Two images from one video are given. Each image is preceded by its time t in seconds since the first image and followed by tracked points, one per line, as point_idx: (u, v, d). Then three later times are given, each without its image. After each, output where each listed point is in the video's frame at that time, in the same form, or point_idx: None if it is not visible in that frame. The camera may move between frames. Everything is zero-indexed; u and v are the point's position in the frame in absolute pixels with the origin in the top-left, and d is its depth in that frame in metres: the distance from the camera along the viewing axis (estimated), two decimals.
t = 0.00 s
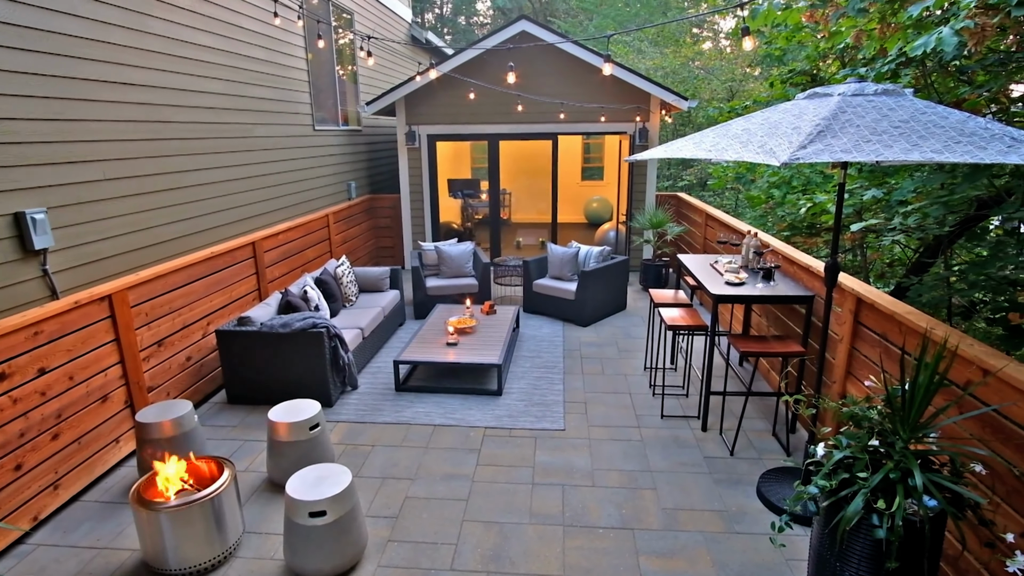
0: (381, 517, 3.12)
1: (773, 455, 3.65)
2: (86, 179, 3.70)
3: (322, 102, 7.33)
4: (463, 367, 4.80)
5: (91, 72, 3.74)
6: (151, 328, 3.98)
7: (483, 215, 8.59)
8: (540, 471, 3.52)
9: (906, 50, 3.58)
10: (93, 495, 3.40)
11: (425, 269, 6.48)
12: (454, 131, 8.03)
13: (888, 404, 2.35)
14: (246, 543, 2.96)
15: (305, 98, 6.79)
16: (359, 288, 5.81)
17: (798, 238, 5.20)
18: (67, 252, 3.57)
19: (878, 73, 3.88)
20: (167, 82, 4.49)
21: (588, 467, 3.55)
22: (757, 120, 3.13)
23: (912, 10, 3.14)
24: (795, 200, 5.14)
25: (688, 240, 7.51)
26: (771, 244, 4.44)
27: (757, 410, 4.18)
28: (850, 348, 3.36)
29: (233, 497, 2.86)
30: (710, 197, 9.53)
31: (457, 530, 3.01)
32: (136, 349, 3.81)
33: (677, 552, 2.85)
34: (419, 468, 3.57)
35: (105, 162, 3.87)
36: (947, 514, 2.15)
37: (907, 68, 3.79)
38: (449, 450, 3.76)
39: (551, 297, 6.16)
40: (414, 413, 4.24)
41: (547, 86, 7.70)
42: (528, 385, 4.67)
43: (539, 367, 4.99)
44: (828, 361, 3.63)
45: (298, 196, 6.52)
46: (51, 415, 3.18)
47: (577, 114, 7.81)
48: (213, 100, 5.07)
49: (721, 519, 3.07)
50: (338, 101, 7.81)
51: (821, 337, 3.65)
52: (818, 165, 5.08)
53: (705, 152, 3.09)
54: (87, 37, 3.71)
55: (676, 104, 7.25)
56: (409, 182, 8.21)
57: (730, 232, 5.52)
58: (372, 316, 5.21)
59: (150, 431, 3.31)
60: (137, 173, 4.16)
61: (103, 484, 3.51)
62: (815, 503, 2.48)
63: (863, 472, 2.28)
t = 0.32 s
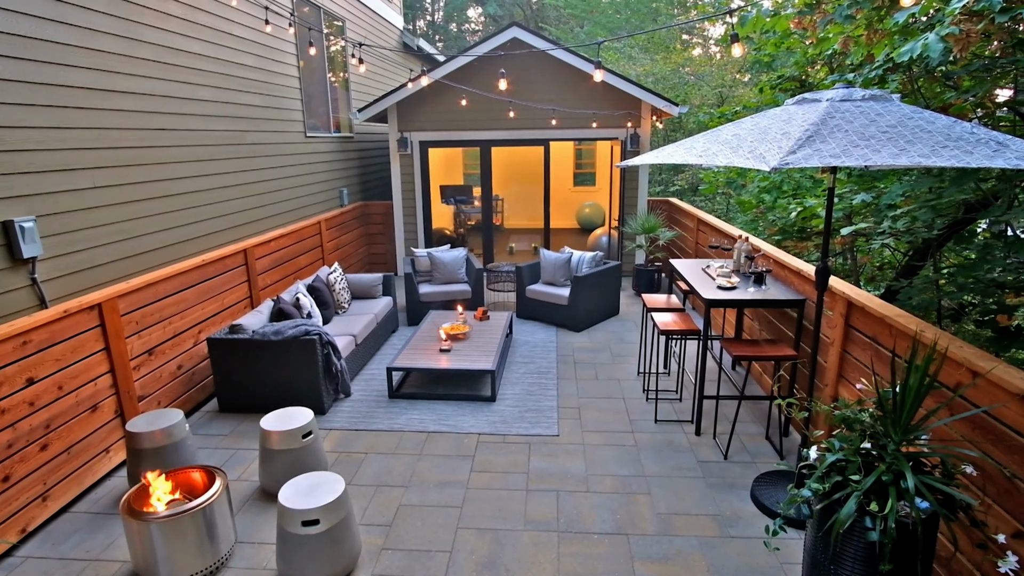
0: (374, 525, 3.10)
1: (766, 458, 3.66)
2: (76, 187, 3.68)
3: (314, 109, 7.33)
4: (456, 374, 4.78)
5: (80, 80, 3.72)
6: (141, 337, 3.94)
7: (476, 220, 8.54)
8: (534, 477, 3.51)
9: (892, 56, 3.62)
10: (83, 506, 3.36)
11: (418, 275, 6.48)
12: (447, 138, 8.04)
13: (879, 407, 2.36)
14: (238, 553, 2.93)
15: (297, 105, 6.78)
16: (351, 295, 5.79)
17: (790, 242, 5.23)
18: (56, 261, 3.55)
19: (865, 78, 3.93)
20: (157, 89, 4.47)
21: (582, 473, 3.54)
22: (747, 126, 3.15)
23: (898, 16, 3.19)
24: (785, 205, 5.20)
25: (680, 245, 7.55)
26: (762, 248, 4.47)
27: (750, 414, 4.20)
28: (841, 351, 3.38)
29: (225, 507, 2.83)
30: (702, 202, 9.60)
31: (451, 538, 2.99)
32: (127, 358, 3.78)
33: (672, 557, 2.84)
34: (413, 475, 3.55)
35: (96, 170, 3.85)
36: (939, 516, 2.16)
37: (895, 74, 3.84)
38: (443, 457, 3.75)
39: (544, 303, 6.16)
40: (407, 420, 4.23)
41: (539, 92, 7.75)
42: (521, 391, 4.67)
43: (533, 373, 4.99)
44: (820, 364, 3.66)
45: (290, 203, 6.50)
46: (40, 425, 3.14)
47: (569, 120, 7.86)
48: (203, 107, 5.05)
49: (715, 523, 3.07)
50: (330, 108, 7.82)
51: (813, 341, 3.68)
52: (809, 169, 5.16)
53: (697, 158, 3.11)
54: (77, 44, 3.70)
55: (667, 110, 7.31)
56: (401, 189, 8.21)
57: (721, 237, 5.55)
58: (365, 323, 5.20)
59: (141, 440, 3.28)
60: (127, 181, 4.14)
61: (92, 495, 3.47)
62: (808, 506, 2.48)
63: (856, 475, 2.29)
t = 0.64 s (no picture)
0: (368, 530, 3.08)
1: (760, 462, 3.67)
2: (67, 190, 3.66)
3: (308, 113, 7.32)
4: (450, 378, 4.77)
5: (71, 83, 3.70)
6: (133, 341, 3.92)
7: (470, 224, 8.54)
8: (528, 482, 3.51)
9: (882, 62, 3.66)
10: (73, 512, 3.33)
11: (412, 279, 6.48)
12: (441, 142, 8.05)
13: (871, 410, 2.37)
14: (230, 559, 2.91)
15: (290, 108, 6.77)
16: (345, 299, 5.78)
17: (782, 246, 5.26)
18: (47, 265, 3.52)
19: (857, 84, 3.96)
20: (149, 92, 4.45)
21: (577, 477, 3.54)
22: (740, 130, 3.17)
23: (888, 22, 3.22)
24: (778, 209, 5.25)
25: (673, 249, 7.57)
26: (755, 252, 4.50)
27: (744, 418, 4.21)
28: (834, 355, 3.40)
29: (217, 513, 2.81)
30: (695, 206, 9.66)
31: (445, 543, 2.98)
32: (118, 363, 3.75)
33: (666, 560, 2.84)
34: (407, 480, 3.54)
35: (87, 174, 3.83)
36: (930, 518, 2.17)
37: (884, 79, 3.86)
38: (438, 461, 3.74)
39: (538, 306, 6.17)
40: (401, 425, 4.22)
41: (532, 97, 7.77)
42: (516, 395, 4.66)
43: (527, 377, 5.00)
44: (813, 368, 3.68)
45: (283, 207, 6.48)
46: (29, 431, 3.11)
47: (563, 125, 7.89)
48: (196, 111, 5.03)
49: (710, 527, 3.07)
50: (324, 113, 7.81)
51: (806, 345, 3.70)
52: (801, 174, 5.19)
53: (689, 162, 3.12)
54: (68, 48, 3.68)
55: (661, 114, 7.36)
56: (395, 193, 8.20)
57: (714, 241, 5.58)
58: (358, 327, 5.18)
59: (132, 445, 3.26)
60: (119, 185, 4.11)
61: (82, 502, 3.43)
62: (801, 509, 2.48)
63: (848, 478, 2.30)
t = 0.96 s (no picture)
0: (361, 535, 3.07)
1: (753, 465, 3.68)
2: (59, 192, 3.64)
3: (302, 116, 7.31)
4: (444, 382, 4.77)
5: (63, 85, 3.67)
6: (124, 345, 3.89)
7: (464, 227, 8.54)
8: (522, 485, 3.50)
9: (874, 67, 3.68)
10: (63, 517, 3.30)
11: (406, 282, 6.47)
12: (436, 145, 8.04)
13: (864, 413, 2.38)
14: (222, 564, 2.89)
15: (284, 111, 6.76)
16: (339, 302, 5.76)
17: (776, 249, 5.29)
18: (37, 268, 3.49)
19: (849, 89, 3.98)
20: (142, 95, 4.43)
21: (571, 481, 3.54)
22: (733, 135, 3.19)
23: (879, 29, 3.25)
24: (771, 213, 5.29)
25: (667, 252, 7.59)
26: (748, 256, 4.52)
27: (737, 421, 4.23)
28: (827, 358, 3.41)
29: (209, 517, 2.79)
30: (689, 210, 9.71)
31: (439, 547, 2.97)
32: (109, 366, 3.72)
33: (660, 564, 2.84)
34: (401, 484, 3.53)
35: (79, 175, 3.80)
36: (922, 521, 2.18)
37: (876, 85, 3.90)
38: (431, 465, 3.73)
39: (532, 310, 6.17)
40: (394, 428, 4.20)
41: (527, 101, 7.79)
42: (509, 398, 4.66)
43: (521, 380, 4.99)
44: (805, 371, 3.69)
45: (276, 210, 6.46)
46: (19, 435, 3.07)
47: (557, 129, 7.91)
48: (190, 113, 5.02)
49: (703, 531, 3.08)
50: (318, 115, 7.80)
51: (798, 348, 3.71)
52: (793, 178, 5.23)
53: (683, 166, 3.13)
54: (62, 49, 3.66)
55: (654, 118, 7.39)
56: (389, 196, 8.19)
57: (708, 244, 5.60)
58: (352, 330, 5.17)
59: (123, 449, 3.23)
60: (111, 187, 4.09)
61: (72, 506, 3.40)
62: (795, 512, 2.49)
63: (841, 481, 2.30)
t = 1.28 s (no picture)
0: (355, 538, 3.06)
1: (747, 467, 3.70)
2: (51, 193, 3.62)
3: (296, 117, 7.30)
4: (438, 385, 4.75)
5: (56, 85, 3.66)
6: (116, 347, 3.87)
7: (459, 230, 8.54)
8: (516, 488, 3.50)
9: (866, 71, 3.70)
10: (53, 521, 3.27)
11: (400, 285, 6.46)
12: (431, 147, 8.04)
13: (857, 416, 2.39)
14: (214, 568, 2.87)
15: (279, 113, 6.74)
16: (332, 305, 5.75)
17: (769, 252, 5.31)
18: (29, 269, 3.47)
19: (842, 93, 4.01)
20: (136, 96, 4.41)
21: (565, 483, 3.54)
22: (726, 139, 3.20)
23: (872, 34, 3.27)
24: (765, 216, 5.32)
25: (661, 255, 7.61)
26: (742, 259, 4.54)
27: (731, 423, 4.24)
28: (820, 361, 3.43)
29: (201, 521, 2.78)
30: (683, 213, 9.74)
31: (432, 550, 2.96)
32: (101, 369, 3.70)
33: (654, 566, 2.85)
34: (395, 487, 3.52)
35: (71, 176, 3.78)
36: (914, 523, 2.20)
37: (868, 89, 3.93)
38: (425, 468, 3.72)
39: (527, 312, 6.17)
40: (389, 431, 4.19)
41: (522, 104, 7.81)
42: (504, 401, 4.65)
43: (515, 383, 4.99)
44: (798, 374, 3.71)
45: (270, 212, 6.43)
46: (9, 438, 3.05)
47: (551, 132, 7.92)
48: (183, 115, 5.00)
49: (697, 533, 3.08)
50: (313, 117, 7.79)
51: (792, 351, 3.72)
52: (787, 182, 5.32)
53: (677, 170, 3.14)
54: (56, 50, 3.65)
55: (648, 122, 7.42)
56: (384, 198, 8.18)
57: (702, 247, 5.62)
58: (346, 333, 5.15)
59: (114, 452, 3.21)
60: (103, 188, 4.07)
61: (62, 510, 3.37)
62: (788, 515, 2.50)
63: (834, 483, 2.32)
